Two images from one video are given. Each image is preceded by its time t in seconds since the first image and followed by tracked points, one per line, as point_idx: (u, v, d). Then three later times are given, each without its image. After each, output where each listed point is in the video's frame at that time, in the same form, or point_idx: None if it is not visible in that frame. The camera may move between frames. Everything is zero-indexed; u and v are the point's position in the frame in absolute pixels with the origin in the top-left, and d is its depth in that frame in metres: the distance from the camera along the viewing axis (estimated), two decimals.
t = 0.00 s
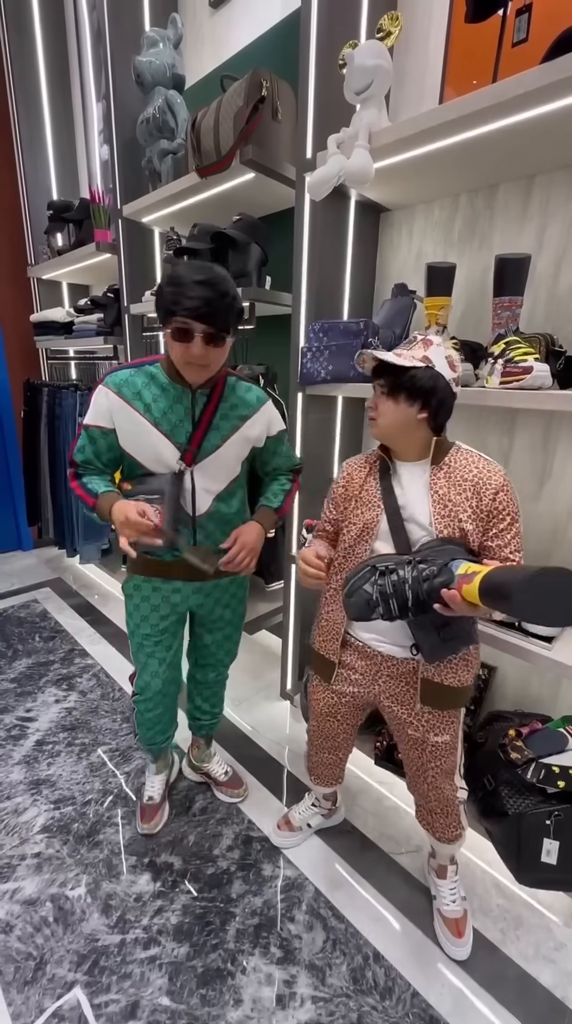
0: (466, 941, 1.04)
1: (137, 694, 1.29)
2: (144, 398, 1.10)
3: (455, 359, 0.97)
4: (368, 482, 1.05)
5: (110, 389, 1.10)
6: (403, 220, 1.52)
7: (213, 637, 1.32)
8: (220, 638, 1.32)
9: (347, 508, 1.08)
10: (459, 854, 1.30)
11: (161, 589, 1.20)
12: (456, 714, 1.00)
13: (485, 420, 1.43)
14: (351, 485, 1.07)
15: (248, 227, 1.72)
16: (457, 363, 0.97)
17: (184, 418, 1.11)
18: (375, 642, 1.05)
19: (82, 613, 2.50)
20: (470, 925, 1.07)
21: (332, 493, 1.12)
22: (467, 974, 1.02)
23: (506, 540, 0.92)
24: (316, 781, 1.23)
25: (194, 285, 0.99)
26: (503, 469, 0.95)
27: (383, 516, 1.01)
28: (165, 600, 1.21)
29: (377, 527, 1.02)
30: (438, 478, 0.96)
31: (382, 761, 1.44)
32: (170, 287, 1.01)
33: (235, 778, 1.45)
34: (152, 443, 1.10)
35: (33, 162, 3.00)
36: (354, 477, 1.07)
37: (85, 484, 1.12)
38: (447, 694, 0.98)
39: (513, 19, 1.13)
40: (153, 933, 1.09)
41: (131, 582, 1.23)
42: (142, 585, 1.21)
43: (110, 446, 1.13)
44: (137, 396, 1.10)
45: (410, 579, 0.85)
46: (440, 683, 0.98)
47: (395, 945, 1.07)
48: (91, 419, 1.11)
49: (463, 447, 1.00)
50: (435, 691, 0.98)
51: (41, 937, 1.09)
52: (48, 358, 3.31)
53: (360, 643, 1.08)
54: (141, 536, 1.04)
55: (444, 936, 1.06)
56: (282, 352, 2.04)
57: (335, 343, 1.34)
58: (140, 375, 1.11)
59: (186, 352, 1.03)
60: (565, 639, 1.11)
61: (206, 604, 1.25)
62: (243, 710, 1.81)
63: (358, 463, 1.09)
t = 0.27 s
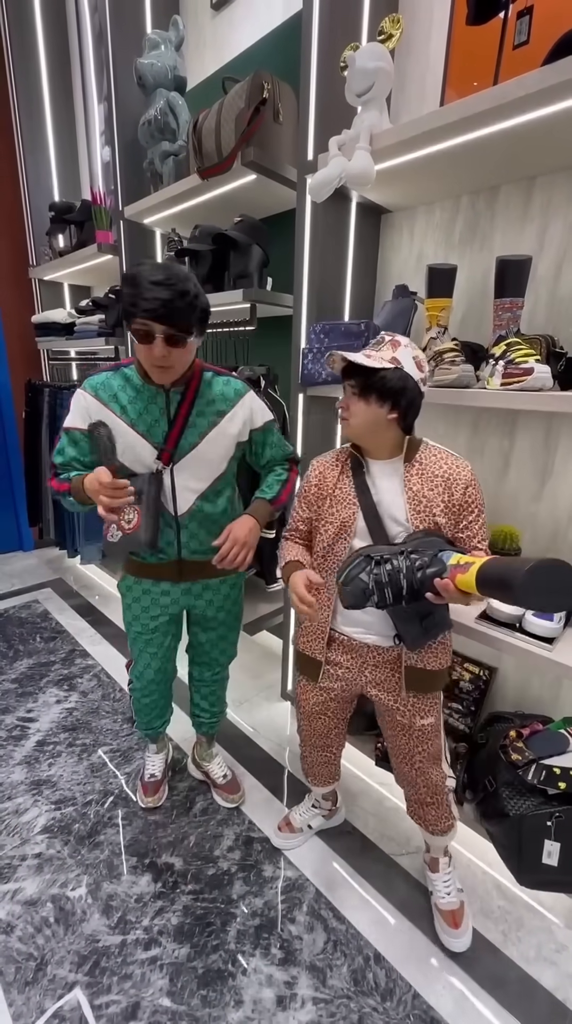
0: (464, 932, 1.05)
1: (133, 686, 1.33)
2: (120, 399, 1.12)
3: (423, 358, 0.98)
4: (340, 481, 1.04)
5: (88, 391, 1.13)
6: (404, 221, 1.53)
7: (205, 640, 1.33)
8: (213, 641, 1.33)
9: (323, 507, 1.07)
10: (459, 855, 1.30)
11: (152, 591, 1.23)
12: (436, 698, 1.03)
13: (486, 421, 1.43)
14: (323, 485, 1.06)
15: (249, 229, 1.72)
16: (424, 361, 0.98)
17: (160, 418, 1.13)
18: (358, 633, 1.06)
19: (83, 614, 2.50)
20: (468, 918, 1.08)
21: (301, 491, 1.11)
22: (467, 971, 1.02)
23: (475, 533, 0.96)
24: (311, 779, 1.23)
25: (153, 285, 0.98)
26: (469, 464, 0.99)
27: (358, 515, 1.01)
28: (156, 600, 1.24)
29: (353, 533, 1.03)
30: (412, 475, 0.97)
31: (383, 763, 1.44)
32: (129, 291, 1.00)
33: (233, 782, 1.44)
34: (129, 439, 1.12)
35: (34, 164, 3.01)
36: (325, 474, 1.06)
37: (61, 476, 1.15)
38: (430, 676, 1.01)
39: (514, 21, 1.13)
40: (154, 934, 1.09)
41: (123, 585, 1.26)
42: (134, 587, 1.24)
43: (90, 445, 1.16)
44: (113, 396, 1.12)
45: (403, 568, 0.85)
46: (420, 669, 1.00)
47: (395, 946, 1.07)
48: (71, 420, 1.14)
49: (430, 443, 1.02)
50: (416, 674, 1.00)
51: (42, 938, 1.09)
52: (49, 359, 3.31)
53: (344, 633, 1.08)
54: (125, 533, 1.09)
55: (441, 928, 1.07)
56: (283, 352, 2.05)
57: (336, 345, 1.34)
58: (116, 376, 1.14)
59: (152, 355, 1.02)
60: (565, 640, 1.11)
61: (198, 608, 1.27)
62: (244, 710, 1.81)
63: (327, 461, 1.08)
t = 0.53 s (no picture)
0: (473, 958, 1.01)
1: (128, 686, 1.33)
2: (107, 406, 1.10)
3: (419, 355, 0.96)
4: (340, 482, 1.05)
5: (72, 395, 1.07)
6: (405, 222, 1.53)
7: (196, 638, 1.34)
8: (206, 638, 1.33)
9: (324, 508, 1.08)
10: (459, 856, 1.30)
11: (143, 590, 1.22)
12: (446, 698, 1.02)
13: (487, 422, 1.43)
14: (324, 486, 1.07)
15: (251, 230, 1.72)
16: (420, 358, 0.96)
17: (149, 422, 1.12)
18: (366, 634, 1.05)
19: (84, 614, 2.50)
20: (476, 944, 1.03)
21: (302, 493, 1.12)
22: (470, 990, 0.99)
23: (478, 533, 0.94)
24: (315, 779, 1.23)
25: (134, 308, 0.96)
26: (472, 463, 0.96)
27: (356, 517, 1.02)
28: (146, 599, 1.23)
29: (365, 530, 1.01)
30: (412, 477, 0.96)
31: (383, 763, 1.44)
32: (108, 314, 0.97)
33: (233, 782, 1.44)
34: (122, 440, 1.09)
35: (36, 165, 3.02)
36: (325, 477, 1.07)
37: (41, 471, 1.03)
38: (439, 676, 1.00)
39: (515, 22, 1.13)
40: (155, 935, 1.09)
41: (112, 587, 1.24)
42: (124, 588, 1.23)
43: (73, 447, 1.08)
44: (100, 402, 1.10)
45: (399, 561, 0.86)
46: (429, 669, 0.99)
47: (396, 948, 1.07)
48: (53, 421, 1.06)
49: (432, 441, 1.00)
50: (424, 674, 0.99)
51: (43, 938, 1.09)
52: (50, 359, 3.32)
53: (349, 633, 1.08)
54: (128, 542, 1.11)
55: (448, 952, 1.02)
56: (284, 353, 2.05)
57: (337, 346, 1.34)
58: (100, 382, 1.10)
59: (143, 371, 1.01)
60: (566, 641, 1.11)
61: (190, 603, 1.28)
62: (244, 711, 1.81)
63: (327, 463, 1.08)
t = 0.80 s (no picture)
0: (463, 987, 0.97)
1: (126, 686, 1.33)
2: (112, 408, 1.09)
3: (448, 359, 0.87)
4: (374, 491, 1.02)
5: (75, 391, 1.04)
6: (406, 223, 1.53)
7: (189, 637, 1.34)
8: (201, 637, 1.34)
9: (357, 518, 1.05)
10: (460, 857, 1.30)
11: (140, 591, 1.21)
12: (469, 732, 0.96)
13: (487, 422, 1.43)
14: (358, 494, 1.04)
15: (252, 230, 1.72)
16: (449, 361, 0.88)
17: (152, 423, 1.12)
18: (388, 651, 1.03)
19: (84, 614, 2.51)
20: (468, 969, 0.99)
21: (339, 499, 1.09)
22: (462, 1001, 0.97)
23: (517, 552, 0.87)
24: (322, 783, 1.23)
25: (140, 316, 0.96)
26: (516, 475, 0.88)
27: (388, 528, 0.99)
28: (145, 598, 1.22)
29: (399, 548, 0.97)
30: (447, 487, 0.91)
31: (384, 765, 1.44)
32: (112, 322, 0.97)
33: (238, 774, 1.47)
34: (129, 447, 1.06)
35: (38, 166, 3.02)
36: (361, 484, 1.04)
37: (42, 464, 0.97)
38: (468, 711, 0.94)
39: (516, 24, 1.14)
40: (155, 935, 1.09)
41: (105, 587, 1.23)
42: (120, 589, 1.21)
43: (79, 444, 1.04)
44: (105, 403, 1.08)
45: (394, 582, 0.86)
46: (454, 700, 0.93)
47: (397, 949, 1.07)
48: (58, 421, 1.01)
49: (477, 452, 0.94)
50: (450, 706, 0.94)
51: (43, 938, 1.09)
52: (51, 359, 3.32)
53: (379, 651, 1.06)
54: (140, 545, 1.12)
55: (438, 974, 0.99)
56: (285, 354, 2.05)
57: (338, 348, 1.35)
58: (102, 380, 1.09)
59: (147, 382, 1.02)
60: (567, 641, 1.11)
61: (185, 601, 1.29)
62: (245, 712, 1.81)
63: (364, 471, 1.05)
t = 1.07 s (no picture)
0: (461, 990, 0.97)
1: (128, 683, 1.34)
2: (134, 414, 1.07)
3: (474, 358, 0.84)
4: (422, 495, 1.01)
5: (95, 403, 1.03)
6: (406, 223, 1.53)
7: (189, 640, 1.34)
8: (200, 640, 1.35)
9: (397, 523, 1.06)
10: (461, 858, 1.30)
11: (147, 593, 1.21)
12: (485, 764, 0.92)
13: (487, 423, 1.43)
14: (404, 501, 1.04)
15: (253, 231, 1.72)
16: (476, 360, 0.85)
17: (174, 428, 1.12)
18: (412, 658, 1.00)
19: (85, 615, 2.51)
20: (467, 972, 0.99)
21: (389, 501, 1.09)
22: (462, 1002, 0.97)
23: (545, 572, 0.81)
24: (339, 779, 1.25)
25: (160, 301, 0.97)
26: (554, 488, 0.81)
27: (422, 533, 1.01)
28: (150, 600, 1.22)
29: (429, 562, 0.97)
30: (476, 496, 0.89)
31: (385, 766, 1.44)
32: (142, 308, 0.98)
33: (226, 768, 1.49)
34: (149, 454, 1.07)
35: (39, 167, 3.03)
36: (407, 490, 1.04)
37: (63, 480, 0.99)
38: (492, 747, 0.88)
39: (516, 26, 1.15)
40: (155, 935, 1.09)
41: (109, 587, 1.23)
42: (127, 591, 1.20)
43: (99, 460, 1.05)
44: (126, 411, 1.07)
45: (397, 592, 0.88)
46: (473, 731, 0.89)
47: (397, 949, 1.07)
48: (78, 436, 1.02)
49: (522, 460, 0.88)
50: (469, 736, 0.89)
51: (43, 939, 1.09)
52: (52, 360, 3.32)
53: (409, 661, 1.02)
54: (160, 545, 1.09)
55: (436, 975, 0.99)
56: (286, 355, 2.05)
57: (338, 349, 1.35)
58: (121, 385, 1.08)
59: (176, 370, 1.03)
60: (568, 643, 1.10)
61: (187, 604, 1.28)
62: (245, 712, 1.81)
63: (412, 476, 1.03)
